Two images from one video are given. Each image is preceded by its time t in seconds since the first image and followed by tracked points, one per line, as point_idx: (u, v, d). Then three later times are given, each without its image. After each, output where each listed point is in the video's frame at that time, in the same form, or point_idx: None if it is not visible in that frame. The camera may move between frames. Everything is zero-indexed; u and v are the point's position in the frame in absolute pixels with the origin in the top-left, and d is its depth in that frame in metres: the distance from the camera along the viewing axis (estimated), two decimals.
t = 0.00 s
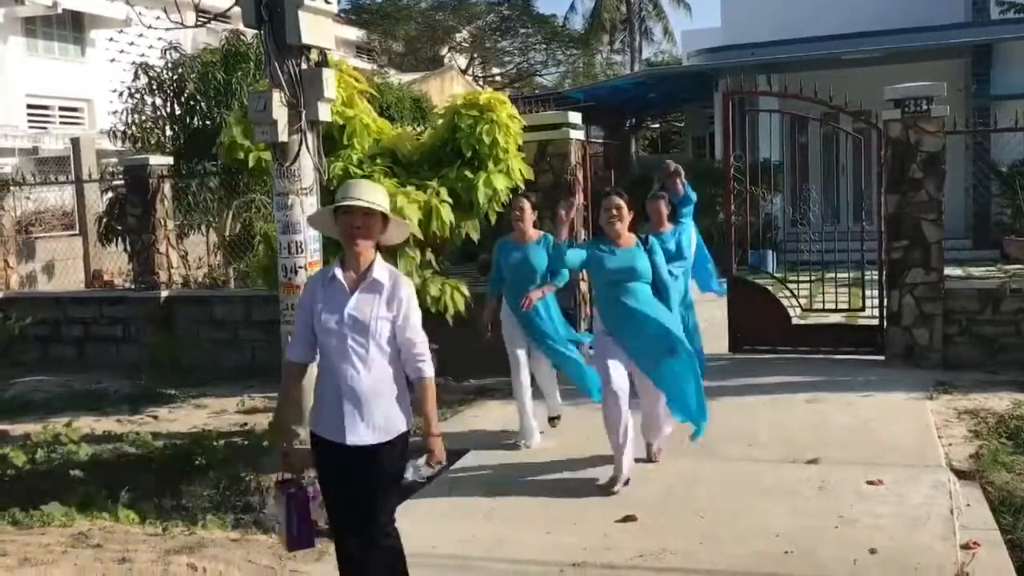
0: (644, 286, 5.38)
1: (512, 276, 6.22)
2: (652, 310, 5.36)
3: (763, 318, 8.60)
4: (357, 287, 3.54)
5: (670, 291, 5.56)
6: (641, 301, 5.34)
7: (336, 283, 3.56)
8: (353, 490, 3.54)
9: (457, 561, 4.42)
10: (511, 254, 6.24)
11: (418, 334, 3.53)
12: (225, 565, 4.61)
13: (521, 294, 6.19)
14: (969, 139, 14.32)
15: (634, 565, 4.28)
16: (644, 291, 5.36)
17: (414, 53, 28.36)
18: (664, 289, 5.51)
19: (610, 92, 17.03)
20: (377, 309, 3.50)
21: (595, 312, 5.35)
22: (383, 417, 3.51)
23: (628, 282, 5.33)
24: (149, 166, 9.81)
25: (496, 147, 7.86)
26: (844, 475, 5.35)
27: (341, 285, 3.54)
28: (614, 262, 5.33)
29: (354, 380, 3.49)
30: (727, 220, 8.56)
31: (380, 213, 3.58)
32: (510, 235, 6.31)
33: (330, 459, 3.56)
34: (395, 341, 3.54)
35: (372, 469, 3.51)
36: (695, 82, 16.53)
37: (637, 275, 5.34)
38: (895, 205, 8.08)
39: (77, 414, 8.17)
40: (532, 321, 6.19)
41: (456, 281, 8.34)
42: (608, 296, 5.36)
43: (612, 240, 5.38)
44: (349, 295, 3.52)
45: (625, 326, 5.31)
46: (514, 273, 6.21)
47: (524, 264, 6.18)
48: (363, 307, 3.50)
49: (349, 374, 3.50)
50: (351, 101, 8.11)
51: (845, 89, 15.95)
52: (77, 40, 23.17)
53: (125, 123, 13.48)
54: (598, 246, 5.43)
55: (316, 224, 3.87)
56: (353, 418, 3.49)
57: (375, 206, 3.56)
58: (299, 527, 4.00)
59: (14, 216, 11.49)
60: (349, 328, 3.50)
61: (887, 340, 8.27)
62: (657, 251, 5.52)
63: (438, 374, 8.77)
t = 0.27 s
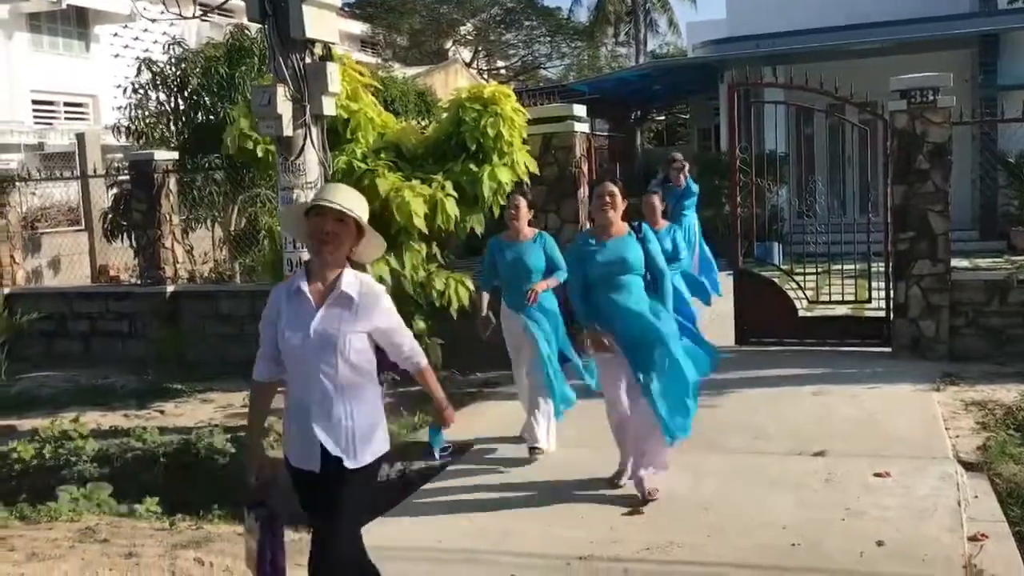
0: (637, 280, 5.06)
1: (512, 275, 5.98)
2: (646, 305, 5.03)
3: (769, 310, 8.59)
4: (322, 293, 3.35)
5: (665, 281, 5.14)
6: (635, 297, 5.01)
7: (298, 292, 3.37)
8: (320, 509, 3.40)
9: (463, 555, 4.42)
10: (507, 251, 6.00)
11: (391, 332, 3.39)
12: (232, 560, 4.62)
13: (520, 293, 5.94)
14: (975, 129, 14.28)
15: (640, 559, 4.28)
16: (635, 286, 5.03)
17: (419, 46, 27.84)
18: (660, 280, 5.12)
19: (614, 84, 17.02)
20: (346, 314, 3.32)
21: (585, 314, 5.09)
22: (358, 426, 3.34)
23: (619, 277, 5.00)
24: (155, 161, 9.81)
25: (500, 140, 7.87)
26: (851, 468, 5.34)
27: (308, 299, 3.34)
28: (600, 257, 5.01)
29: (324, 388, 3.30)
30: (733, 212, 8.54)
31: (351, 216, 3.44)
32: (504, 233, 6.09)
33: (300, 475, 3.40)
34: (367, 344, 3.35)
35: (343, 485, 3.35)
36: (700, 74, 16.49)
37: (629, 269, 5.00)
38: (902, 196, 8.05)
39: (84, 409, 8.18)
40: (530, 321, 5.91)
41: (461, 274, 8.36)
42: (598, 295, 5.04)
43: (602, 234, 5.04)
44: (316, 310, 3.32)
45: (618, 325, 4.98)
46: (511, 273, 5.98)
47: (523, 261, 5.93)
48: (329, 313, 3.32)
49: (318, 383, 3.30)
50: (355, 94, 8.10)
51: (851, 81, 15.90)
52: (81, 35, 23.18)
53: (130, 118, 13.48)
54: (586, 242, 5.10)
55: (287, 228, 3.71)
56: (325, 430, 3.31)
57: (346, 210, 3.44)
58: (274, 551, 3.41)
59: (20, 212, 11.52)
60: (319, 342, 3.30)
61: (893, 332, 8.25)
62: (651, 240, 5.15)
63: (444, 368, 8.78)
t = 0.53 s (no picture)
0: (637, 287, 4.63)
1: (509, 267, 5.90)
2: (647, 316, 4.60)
3: (777, 304, 8.57)
4: (285, 289, 3.03)
5: (666, 296, 4.69)
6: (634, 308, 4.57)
7: (263, 287, 3.06)
8: (254, 533, 3.07)
9: (472, 548, 4.42)
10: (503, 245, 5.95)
11: (357, 340, 3.00)
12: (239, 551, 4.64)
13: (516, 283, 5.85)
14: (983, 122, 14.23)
15: (648, 551, 4.28)
16: (636, 294, 4.60)
17: (425, 40, 27.62)
18: (657, 290, 4.67)
19: (621, 77, 16.97)
20: (310, 311, 2.99)
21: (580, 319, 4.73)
22: (317, 440, 3.01)
23: (616, 283, 4.60)
24: (161, 155, 9.84)
25: (506, 133, 7.84)
26: (859, 461, 5.33)
27: (271, 291, 3.04)
28: (596, 261, 4.63)
29: (279, 398, 3.00)
30: (741, 205, 8.52)
31: (323, 206, 3.04)
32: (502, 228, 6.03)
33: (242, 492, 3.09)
34: (327, 353, 2.99)
35: (320, 503, 3.03)
36: (707, 67, 16.45)
37: (627, 275, 4.59)
38: (910, 189, 8.02)
39: (92, 402, 8.20)
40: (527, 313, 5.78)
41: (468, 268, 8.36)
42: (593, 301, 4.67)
43: (601, 236, 4.65)
44: (277, 302, 3.01)
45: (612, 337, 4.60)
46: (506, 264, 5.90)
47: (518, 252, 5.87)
48: (289, 315, 2.98)
49: (274, 391, 3.00)
50: (362, 87, 8.09)
51: (859, 73, 15.85)
52: (88, 29, 23.17)
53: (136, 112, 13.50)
54: (583, 243, 4.71)
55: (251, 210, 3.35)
56: (280, 442, 2.99)
57: (317, 194, 3.04)
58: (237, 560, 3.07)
59: (28, 205, 11.54)
60: (278, 340, 2.98)
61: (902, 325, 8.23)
62: (656, 245, 4.69)
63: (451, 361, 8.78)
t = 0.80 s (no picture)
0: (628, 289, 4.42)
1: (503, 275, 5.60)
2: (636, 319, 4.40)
3: (779, 301, 8.56)
4: (243, 300, 2.79)
5: (664, 292, 4.45)
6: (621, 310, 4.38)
7: (219, 295, 2.81)
8: (201, 556, 2.82)
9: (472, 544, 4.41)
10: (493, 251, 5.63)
11: (309, 359, 2.71)
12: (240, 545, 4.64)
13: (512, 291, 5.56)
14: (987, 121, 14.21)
15: (648, 548, 4.28)
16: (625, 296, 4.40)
17: (429, 34, 27.58)
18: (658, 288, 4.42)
19: (625, 74, 16.95)
20: (267, 325, 2.74)
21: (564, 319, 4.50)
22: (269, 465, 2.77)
23: (604, 285, 4.39)
24: (165, 147, 9.80)
25: (509, 129, 7.81)
26: (860, 459, 5.32)
27: (227, 301, 2.79)
28: (585, 262, 4.39)
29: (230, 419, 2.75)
30: (744, 203, 8.51)
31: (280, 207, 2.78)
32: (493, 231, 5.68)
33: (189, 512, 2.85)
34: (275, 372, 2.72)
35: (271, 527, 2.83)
36: (712, 64, 16.42)
37: (614, 276, 4.37)
38: (914, 187, 8.00)
39: (94, 395, 8.21)
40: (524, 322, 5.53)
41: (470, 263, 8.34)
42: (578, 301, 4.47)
43: (589, 234, 4.39)
44: (233, 314, 2.77)
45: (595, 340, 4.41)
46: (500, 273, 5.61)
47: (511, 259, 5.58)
48: (244, 329, 2.74)
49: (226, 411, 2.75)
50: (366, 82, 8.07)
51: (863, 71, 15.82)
52: (92, 22, 23.16)
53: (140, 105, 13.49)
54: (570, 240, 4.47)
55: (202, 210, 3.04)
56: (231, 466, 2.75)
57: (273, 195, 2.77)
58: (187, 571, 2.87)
59: (31, 198, 11.54)
60: (233, 356, 2.74)
61: (904, 324, 8.22)
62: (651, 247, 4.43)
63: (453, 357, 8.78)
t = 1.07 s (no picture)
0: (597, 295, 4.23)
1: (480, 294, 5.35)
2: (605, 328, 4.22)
3: (776, 303, 8.58)
4: (180, 305, 2.59)
5: (633, 301, 4.28)
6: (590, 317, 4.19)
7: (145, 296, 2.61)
8: None
9: (468, 545, 4.41)
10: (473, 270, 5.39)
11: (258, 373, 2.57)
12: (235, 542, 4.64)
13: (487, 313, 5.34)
14: (986, 126, 14.25)
15: (643, 549, 4.29)
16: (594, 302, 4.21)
17: (429, 34, 27.47)
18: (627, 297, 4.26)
19: (625, 75, 16.97)
20: (210, 334, 2.55)
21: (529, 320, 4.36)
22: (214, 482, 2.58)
23: (571, 292, 4.20)
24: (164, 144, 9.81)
25: (509, 129, 7.82)
26: (856, 462, 5.33)
27: (165, 307, 2.59)
28: (550, 267, 4.21)
29: (169, 435, 2.55)
30: (742, 205, 8.52)
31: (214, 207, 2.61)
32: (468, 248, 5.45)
33: (127, 542, 2.67)
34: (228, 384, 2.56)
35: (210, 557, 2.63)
36: (712, 65, 16.43)
37: (583, 282, 4.18)
38: (912, 190, 8.02)
39: (91, 391, 8.21)
40: (496, 342, 5.36)
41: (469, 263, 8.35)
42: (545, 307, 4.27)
43: (557, 237, 4.23)
44: (171, 321, 2.56)
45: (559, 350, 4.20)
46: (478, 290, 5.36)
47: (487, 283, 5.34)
48: (183, 335, 2.54)
49: (163, 426, 2.55)
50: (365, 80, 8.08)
51: (863, 74, 15.84)
52: (92, 18, 23.15)
53: (139, 101, 13.49)
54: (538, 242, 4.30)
55: (134, 199, 2.86)
56: (166, 486, 2.56)
57: (209, 191, 2.60)
58: None
59: (30, 193, 11.54)
60: (171, 367, 2.53)
61: (902, 327, 8.23)
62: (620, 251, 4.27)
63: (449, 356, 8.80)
